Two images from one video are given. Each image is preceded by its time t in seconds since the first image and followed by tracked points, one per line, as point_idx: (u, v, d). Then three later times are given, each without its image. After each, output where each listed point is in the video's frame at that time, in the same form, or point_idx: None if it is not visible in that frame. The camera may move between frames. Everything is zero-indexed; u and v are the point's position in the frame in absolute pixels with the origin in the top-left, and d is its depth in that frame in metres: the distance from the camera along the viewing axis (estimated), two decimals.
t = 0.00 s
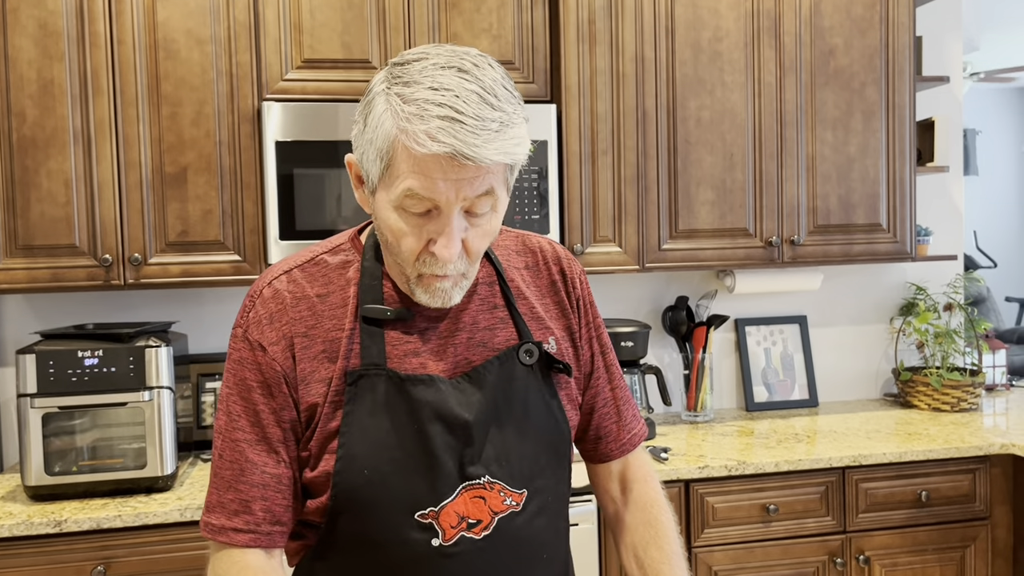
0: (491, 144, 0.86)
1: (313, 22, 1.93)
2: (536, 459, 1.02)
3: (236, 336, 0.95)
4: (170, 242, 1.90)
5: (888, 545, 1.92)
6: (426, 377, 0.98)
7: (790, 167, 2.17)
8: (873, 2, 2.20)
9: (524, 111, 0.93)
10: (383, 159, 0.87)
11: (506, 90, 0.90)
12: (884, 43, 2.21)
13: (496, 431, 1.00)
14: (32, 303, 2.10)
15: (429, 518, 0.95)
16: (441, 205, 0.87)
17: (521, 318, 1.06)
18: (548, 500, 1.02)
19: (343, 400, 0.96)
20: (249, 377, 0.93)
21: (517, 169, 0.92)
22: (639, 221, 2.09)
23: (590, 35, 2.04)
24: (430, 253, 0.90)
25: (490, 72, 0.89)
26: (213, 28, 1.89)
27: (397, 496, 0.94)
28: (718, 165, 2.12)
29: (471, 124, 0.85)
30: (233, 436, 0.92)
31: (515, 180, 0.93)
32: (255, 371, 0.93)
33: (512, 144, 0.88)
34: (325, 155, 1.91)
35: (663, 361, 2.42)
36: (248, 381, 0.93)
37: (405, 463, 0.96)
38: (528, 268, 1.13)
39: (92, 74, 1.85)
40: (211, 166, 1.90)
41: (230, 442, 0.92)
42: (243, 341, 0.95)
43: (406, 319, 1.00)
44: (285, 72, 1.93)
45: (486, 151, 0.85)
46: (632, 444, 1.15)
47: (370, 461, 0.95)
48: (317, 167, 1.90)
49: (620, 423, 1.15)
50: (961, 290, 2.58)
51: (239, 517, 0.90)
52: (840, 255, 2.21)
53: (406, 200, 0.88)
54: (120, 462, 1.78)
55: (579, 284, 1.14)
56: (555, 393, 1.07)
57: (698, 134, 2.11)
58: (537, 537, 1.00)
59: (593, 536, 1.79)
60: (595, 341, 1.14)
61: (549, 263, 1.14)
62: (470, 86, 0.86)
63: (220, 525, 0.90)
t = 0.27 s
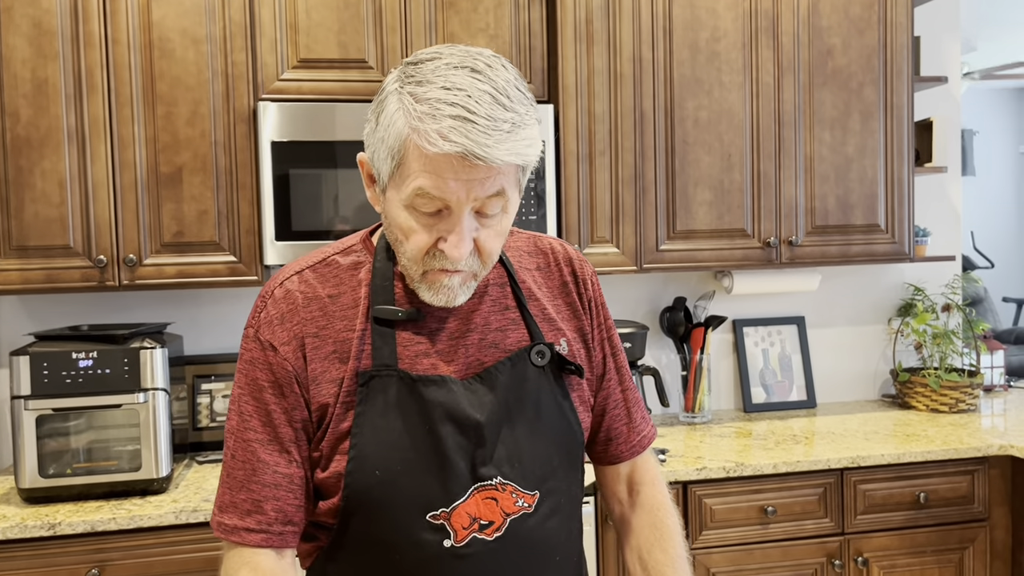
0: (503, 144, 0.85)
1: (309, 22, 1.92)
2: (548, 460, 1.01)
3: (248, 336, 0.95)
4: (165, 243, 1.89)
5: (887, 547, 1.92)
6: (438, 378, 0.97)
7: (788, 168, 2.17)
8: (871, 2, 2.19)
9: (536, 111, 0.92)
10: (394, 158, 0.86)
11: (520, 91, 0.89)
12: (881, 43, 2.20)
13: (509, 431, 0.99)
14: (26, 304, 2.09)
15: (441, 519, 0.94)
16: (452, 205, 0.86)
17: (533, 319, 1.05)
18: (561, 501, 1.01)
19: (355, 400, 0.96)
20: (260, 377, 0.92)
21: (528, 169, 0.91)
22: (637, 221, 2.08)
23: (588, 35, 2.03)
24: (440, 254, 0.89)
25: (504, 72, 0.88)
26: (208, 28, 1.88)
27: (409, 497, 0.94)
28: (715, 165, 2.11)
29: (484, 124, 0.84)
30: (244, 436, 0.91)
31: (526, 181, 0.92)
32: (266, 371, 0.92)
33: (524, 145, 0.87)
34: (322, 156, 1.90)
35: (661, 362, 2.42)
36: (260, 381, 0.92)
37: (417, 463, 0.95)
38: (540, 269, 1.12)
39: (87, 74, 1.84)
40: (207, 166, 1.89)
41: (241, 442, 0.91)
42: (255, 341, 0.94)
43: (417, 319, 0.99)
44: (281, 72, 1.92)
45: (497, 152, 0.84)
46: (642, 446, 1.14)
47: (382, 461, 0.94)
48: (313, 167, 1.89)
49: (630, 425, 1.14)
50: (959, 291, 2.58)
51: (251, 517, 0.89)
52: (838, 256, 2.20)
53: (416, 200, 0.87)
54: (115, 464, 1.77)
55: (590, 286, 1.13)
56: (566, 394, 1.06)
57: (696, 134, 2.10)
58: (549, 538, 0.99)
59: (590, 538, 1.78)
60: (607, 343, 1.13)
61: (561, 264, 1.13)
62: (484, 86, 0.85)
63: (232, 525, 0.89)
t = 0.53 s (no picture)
0: (523, 145, 0.86)
1: (306, 23, 1.91)
2: (562, 467, 1.02)
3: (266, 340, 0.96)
4: (161, 245, 1.88)
5: (885, 550, 1.91)
6: (452, 384, 0.98)
7: (787, 170, 2.16)
8: (870, 3, 2.19)
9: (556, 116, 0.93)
10: (415, 158, 0.87)
11: (541, 95, 0.90)
12: (880, 45, 2.20)
13: (523, 437, 1.00)
14: (21, 306, 2.08)
15: (454, 525, 0.95)
16: (470, 207, 0.87)
17: (548, 326, 1.06)
18: (574, 509, 1.02)
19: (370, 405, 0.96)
20: (276, 381, 0.94)
21: (546, 173, 0.92)
22: (635, 224, 2.07)
23: (586, 37, 2.03)
24: (457, 255, 0.90)
25: (526, 76, 0.89)
26: (204, 29, 1.87)
27: (423, 503, 0.95)
28: (714, 167, 2.11)
29: (504, 126, 0.85)
30: (258, 438, 0.92)
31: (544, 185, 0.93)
32: (282, 375, 0.94)
33: (544, 148, 0.88)
34: (319, 158, 1.89)
35: (659, 365, 2.41)
36: (275, 385, 0.94)
37: (432, 469, 0.96)
38: (555, 276, 1.12)
39: (81, 76, 1.83)
40: (203, 169, 1.88)
41: (256, 445, 0.92)
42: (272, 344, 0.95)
43: (433, 324, 1.00)
44: (277, 74, 1.91)
45: (517, 153, 0.85)
46: (653, 453, 1.15)
47: (397, 467, 0.95)
48: (310, 169, 1.89)
49: (641, 433, 1.15)
50: (957, 293, 2.58)
51: (264, 520, 0.91)
52: (836, 258, 2.20)
53: (434, 200, 0.88)
54: (110, 468, 1.76)
55: (604, 294, 1.14)
56: (580, 402, 1.07)
57: (694, 137, 2.09)
58: (562, 546, 0.99)
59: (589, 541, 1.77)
60: (620, 352, 1.14)
61: (576, 273, 1.14)
62: (506, 88, 0.86)
63: (245, 528, 0.90)
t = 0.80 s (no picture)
0: (539, 145, 0.85)
1: (302, 22, 1.90)
2: (571, 466, 1.01)
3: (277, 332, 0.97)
4: (155, 245, 1.87)
5: (883, 552, 1.91)
6: (462, 380, 0.98)
7: (785, 170, 2.15)
8: (868, 3, 2.18)
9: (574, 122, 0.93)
10: (430, 149, 0.87)
11: (560, 100, 0.90)
12: (879, 45, 2.19)
13: (532, 434, 1.00)
14: (15, 306, 2.06)
15: (461, 521, 0.94)
16: (482, 203, 0.87)
17: (559, 326, 1.06)
18: (582, 508, 1.02)
19: (379, 401, 0.97)
20: (284, 374, 0.94)
21: (559, 177, 0.92)
22: (632, 224, 2.06)
23: (583, 36, 2.02)
24: (466, 249, 0.89)
25: (549, 79, 0.89)
26: (199, 28, 1.86)
27: (431, 499, 0.95)
28: (712, 167, 2.10)
29: (522, 124, 0.85)
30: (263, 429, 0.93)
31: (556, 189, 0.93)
32: (289, 368, 0.94)
33: (559, 151, 0.88)
34: (315, 157, 1.88)
35: (656, 365, 2.40)
36: (282, 376, 0.94)
37: (440, 464, 0.96)
38: (567, 278, 1.13)
39: (75, 74, 1.81)
40: (198, 168, 1.87)
41: (261, 436, 0.93)
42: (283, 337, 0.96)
43: (443, 321, 1.00)
44: (273, 73, 1.90)
45: (532, 152, 0.85)
46: (665, 457, 1.14)
47: (405, 462, 0.95)
48: (305, 168, 1.88)
49: (653, 437, 1.14)
50: (955, 294, 2.58)
51: (263, 510, 0.91)
52: (834, 258, 2.19)
53: (446, 194, 0.87)
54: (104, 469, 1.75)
55: (617, 297, 1.14)
56: (590, 402, 1.06)
57: (692, 137, 2.08)
58: (569, 544, 0.99)
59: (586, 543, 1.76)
60: (630, 355, 1.13)
61: (587, 275, 1.14)
62: (527, 89, 0.87)
63: (244, 516, 0.91)
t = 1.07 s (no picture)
0: (568, 143, 0.85)
1: (299, 20, 1.89)
2: (580, 467, 1.00)
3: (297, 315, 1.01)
4: (151, 243, 1.86)
5: (881, 552, 1.91)
6: (473, 377, 0.98)
7: (782, 170, 2.15)
8: (866, 2, 2.18)
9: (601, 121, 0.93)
10: (459, 149, 0.87)
11: (587, 99, 0.90)
12: (877, 44, 2.19)
13: (542, 433, 0.99)
14: (9, 305, 2.05)
15: (466, 517, 0.94)
16: (511, 203, 0.86)
17: (575, 330, 1.05)
18: (590, 510, 1.00)
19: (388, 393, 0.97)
20: (295, 357, 0.98)
21: (587, 175, 0.92)
22: (630, 222, 2.06)
23: (581, 35, 2.01)
24: (494, 249, 0.89)
25: (575, 79, 0.89)
26: (195, 25, 1.85)
27: (437, 494, 0.94)
28: (710, 166, 2.09)
29: (551, 123, 0.84)
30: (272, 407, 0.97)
31: (582, 189, 0.92)
32: (299, 353, 0.98)
33: (588, 150, 0.87)
34: (311, 155, 1.87)
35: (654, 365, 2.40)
36: (292, 360, 0.98)
37: (448, 460, 0.95)
38: (585, 284, 1.12)
39: (69, 71, 1.80)
40: (194, 166, 1.86)
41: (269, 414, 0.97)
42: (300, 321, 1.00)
43: (459, 319, 1.00)
44: (269, 70, 1.89)
45: (562, 150, 0.84)
46: (675, 466, 1.14)
47: (413, 456, 0.95)
48: (301, 167, 1.87)
49: (661, 444, 1.14)
50: (953, 294, 2.58)
51: (264, 486, 0.95)
52: (832, 258, 2.19)
53: (476, 193, 0.87)
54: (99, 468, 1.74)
55: (633, 306, 1.14)
56: (602, 408, 1.05)
57: (690, 136, 2.08)
58: (574, 545, 0.97)
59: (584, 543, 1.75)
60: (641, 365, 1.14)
61: (605, 283, 1.13)
62: (555, 87, 0.86)
63: (246, 490, 0.96)
